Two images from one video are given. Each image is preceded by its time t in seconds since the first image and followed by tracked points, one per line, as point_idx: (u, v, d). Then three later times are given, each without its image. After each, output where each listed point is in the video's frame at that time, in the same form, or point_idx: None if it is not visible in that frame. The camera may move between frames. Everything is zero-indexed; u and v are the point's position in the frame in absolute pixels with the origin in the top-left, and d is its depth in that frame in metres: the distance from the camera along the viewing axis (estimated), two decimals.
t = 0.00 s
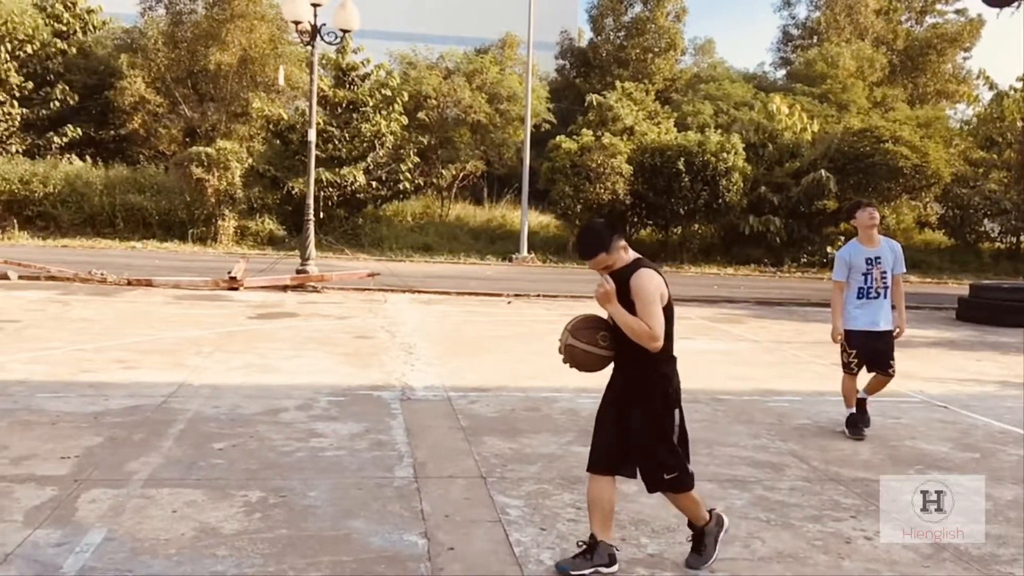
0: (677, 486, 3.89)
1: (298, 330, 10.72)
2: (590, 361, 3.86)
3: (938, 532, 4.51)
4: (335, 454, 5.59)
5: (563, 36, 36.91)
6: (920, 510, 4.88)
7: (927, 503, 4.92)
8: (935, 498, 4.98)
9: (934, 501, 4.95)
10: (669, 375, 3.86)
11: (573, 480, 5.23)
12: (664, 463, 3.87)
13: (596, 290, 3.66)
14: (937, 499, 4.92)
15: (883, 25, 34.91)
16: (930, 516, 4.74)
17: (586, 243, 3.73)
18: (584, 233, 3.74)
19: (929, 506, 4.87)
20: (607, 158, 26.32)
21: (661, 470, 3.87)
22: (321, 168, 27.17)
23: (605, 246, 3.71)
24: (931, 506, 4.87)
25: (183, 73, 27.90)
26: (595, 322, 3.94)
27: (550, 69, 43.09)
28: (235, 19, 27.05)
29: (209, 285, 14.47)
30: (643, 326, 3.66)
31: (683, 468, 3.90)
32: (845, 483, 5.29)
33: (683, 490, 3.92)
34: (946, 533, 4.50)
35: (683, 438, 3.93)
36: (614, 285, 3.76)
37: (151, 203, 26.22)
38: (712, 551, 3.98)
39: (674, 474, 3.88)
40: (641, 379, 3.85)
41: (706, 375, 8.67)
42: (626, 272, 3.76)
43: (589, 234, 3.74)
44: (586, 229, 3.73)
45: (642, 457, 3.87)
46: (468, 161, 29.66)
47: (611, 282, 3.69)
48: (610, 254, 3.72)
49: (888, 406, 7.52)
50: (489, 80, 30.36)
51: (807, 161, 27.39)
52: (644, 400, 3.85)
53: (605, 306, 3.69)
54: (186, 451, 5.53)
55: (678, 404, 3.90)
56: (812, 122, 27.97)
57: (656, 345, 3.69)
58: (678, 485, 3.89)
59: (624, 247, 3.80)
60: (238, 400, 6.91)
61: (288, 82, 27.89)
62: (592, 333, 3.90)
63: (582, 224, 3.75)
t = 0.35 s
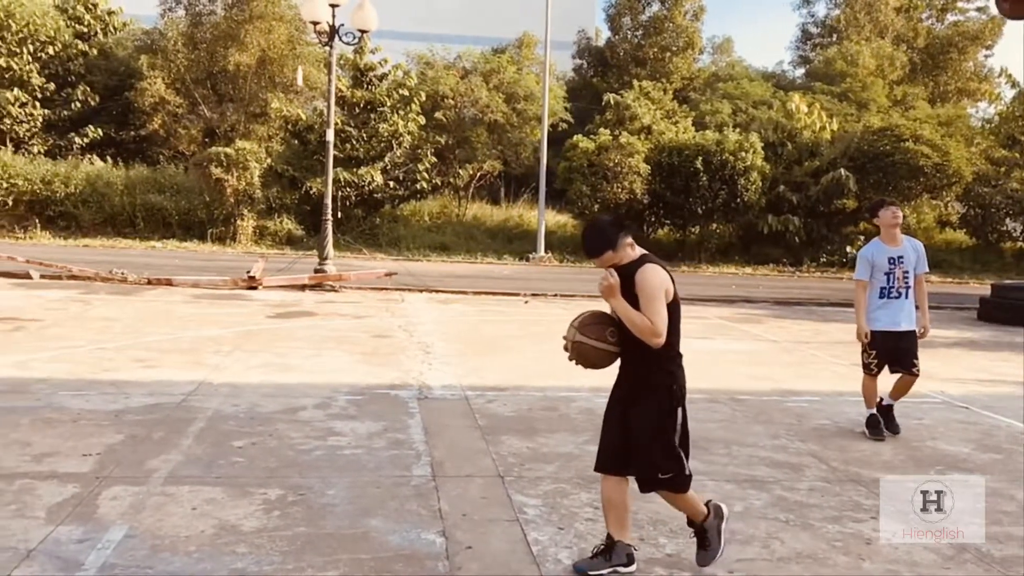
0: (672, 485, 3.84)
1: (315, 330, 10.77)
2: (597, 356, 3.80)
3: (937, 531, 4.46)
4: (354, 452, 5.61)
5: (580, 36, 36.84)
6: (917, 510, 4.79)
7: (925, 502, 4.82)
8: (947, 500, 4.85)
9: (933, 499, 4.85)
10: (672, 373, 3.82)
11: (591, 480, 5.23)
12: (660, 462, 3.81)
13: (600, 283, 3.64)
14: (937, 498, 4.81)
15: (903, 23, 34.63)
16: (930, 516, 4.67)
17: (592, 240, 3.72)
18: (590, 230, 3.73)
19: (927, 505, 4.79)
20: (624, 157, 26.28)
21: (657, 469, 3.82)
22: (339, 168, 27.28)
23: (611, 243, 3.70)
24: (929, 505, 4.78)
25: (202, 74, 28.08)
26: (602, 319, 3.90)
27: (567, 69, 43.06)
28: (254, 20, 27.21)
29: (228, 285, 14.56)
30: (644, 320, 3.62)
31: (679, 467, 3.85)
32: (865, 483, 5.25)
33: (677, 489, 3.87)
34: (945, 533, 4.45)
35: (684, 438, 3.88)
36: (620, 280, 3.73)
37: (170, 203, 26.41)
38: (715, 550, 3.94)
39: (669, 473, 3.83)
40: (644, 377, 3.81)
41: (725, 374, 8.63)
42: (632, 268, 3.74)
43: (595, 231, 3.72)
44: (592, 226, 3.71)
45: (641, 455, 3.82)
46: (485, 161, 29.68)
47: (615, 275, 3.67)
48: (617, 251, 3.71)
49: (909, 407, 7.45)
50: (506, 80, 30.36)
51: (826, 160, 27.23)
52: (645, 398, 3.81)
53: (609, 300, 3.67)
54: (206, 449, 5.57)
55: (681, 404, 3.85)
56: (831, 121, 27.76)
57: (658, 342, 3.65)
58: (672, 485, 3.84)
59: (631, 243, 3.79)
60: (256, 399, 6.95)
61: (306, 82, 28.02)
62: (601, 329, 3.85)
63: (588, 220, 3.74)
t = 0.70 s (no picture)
0: (664, 483, 3.79)
1: (331, 328, 10.80)
2: (604, 353, 3.76)
3: (936, 532, 4.39)
4: (370, 450, 5.63)
5: (595, 35, 36.71)
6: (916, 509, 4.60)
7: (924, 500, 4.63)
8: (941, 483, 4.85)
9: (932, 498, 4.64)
10: (675, 371, 3.77)
11: (606, 479, 5.21)
12: (653, 458, 3.78)
13: (604, 276, 3.59)
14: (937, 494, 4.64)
15: (921, 21, 34.37)
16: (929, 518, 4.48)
17: (597, 236, 3.69)
18: (595, 226, 3.71)
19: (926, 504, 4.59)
20: (639, 156, 26.22)
21: (649, 465, 3.79)
22: (354, 167, 27.35)
23: (615, 240, 3.67)
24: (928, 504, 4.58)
25: (219, 74, 28.21)
26: (609, 314, 3.85)
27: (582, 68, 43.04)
28: (270, 20, 27.36)
29: (245, 284, 14.64)
30: (645, 316, 3.58)
31: (672, 466, 3.79)
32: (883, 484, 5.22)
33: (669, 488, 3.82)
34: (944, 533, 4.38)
35: (683, 438, 3.82)
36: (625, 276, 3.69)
37: (187, 203, 26.56)
38: (710, 549, 3.90)
39: (661, 471, 3.79)
40: (646, 374, 3.78)
41: (740, 374, 8.60)
42: (637, 264, 3.70)
43: (601, 226, 3.70)
44: (597, 223, 3.69)
45: (637, 450, 3.79)
46: (500, 161, 29.72)
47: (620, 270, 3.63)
48: (621, 248, 3.68)
49: (928, 407, 7.39)
50: (521, 79, 30.38)
51: (842, 159, 27.09)
52: (644, 393, 3.78)
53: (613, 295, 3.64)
54: (223, 447, 5.60)
55: (682, 403, 3.80)
56: (848, 119, 27.61)
57: (660, 338, 3.61)
58: (662, 483, 3.79)
59: (638, 240, 3.76)
60: (273, 397, 6.99)
61: (321, 82, 28.13)
62: (608, 325, 3.80)
63: (593, 218, 3.72)
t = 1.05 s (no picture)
0: (655, 477, 3.76)
1: (349, 327, 10.84)
2: (611, 347, 3.75)
3: (938, 531, 4.41)
4: (387, 448, 5.65)
5: (612, 33, 36.58)
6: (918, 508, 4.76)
7: (926, 501, 4.79)
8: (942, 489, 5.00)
9: (934, 500, 4.81)
10: (677, 367, 3.72)
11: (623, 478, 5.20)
12: (647, 451, 3.75)
13: (611, 271, 3.57)
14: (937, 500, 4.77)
15: (942, 18, 34.04)
16: (930, 516, 4.62)
17: (605, 229, 3.68)
18: (603, 220, 3.70)
19: (928, 504, 4.74)
20: (657, 155, 26.16)
21: (641, 457, 3.77)
22: (372, 167, 27.42)
23: (623, 233, 3.65)
24: (930, 505, 4.73)
25: (238, 74, 28.36)
26: (618, 309, 3.83)
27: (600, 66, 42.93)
28: (288, 20, 27.49)
29: (263, 282, 14.72)
30: (650, 310, 3.55)
31: (665, 460, 3.75)
32: (902, 484, 5.18)
33: (660, 483, 3.77)
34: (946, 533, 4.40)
35: (681, 435, 3.77)
36: (632, 270, 3.66)
37: (206, 203, 26.75)
38: (699, 551, 3.86)
39: (653, 463, 3.75)
40: (650, 367, 3.75)
41: (758, 373, 8.56)
42: (644, 258, 3.67)
43: (608, 221, 3.70)
44: (605, 216, 3.69)
45: (632, 441, 3.79)
46: (517, 159, 29.75)
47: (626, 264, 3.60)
48: (629, 241, 3.66)
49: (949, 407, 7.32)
50: (538, 78, 30.35)
51: (862, 157, 26.88)
52: (645, 385, 3.77)
53: (619, 290, 3.61)
54: (242, 444, 5.63)
55: (683, 400, 3.74)
56: (867, 117, 27.43)
57: (665, 334, 3.57)
58: (653, 477, 3.76)
59: (646, 235, 3.73)
60: (291, 395, 7.03)
61: (339, 81, 28.25)
62: (617, 320, 3.79)
63: (602, 211, 3.71)
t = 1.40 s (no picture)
0: (648, 469, 3.75)
1: (365, 325, 10.88)
2: (617, 343, 3.70)
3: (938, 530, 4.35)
4: (404, 446, 5.67)
5: (629, 31, 36.43)
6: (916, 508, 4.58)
7: (924, 501, 4.58)
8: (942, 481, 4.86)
9: (933, 498, 4.60)
10: (679, 363, 3.71)
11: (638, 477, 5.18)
12: (641, 440, 3.76)
13: (618, 266, 3.54)
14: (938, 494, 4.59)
15: (961, 14, 33.75)
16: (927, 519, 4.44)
17: (612, 223, 3.65)
18: (610, 214, 3.66)
19: (927, 504, 4.56)
20: (673, 153, 26.09)
21: (635, 447, 3.78)
22: (388, 166, 27.46)
23: (631, 229, 3.62)
24: (929, 505, 4.54)
25: (255, 74, 28.47)
26: (625, 304, 3.78)
27: (616, 65, 42.88)
28: (305, 20, 27.59)
29: (280, 281, 14.80)
30: (655, 306, 3.53)
31: (659, 453, 3.74)
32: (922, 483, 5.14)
33: (654, 476, 3.76)
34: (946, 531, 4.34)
35: (679, 429, 3.74)
36: (639, 266, 3.65)
37: (223, 202, 26.91)
38: (681, 560, 3.81)
39: (647, 454, 3.75)
40: (653, 360, 3.75)
41: (775, 373, 8.51)
42: (651, 254, 3.65)
43: (615, 214, 3.67)
44: (612, 211, 3.65)
45: (631, 430, 3.81)
46: (533, 158, 29.76)
47: (633, 260, 3.57)
48: (636, 237, 3.63)
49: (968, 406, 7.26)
50: (554, 76, 30.30)
51: (881, 155, 26.69)
52: (647, 377, 3.78)
53: (625, 284, 3.57)
54: (259, 442, 5.66)
55: (685, 396, 3.72)
56: (886, 115, 27.24)
57: (670, 330, 3.54)
58: (644, 468, 3.76)
59: (654, 231, 3.71)
60: (308, 393, 7.06)
61: (356, 81, 28.35)
62: (624, 316, 3.73)
63: (609, 205, 3.68)
